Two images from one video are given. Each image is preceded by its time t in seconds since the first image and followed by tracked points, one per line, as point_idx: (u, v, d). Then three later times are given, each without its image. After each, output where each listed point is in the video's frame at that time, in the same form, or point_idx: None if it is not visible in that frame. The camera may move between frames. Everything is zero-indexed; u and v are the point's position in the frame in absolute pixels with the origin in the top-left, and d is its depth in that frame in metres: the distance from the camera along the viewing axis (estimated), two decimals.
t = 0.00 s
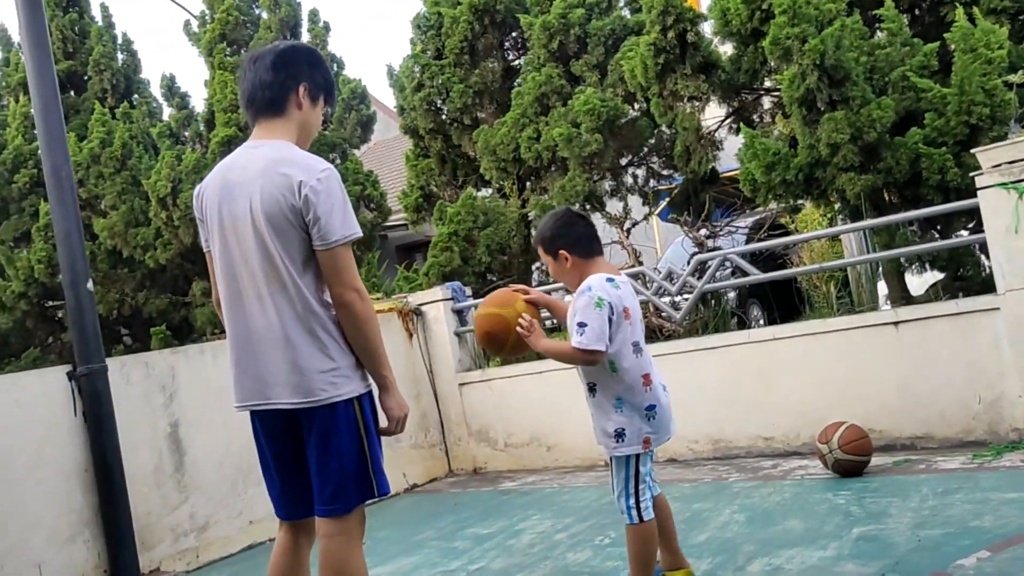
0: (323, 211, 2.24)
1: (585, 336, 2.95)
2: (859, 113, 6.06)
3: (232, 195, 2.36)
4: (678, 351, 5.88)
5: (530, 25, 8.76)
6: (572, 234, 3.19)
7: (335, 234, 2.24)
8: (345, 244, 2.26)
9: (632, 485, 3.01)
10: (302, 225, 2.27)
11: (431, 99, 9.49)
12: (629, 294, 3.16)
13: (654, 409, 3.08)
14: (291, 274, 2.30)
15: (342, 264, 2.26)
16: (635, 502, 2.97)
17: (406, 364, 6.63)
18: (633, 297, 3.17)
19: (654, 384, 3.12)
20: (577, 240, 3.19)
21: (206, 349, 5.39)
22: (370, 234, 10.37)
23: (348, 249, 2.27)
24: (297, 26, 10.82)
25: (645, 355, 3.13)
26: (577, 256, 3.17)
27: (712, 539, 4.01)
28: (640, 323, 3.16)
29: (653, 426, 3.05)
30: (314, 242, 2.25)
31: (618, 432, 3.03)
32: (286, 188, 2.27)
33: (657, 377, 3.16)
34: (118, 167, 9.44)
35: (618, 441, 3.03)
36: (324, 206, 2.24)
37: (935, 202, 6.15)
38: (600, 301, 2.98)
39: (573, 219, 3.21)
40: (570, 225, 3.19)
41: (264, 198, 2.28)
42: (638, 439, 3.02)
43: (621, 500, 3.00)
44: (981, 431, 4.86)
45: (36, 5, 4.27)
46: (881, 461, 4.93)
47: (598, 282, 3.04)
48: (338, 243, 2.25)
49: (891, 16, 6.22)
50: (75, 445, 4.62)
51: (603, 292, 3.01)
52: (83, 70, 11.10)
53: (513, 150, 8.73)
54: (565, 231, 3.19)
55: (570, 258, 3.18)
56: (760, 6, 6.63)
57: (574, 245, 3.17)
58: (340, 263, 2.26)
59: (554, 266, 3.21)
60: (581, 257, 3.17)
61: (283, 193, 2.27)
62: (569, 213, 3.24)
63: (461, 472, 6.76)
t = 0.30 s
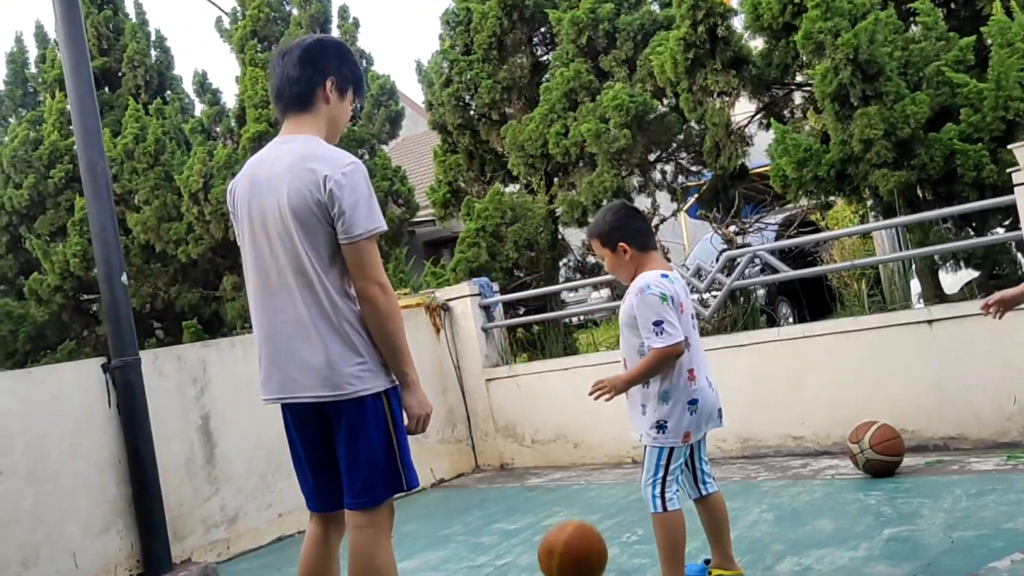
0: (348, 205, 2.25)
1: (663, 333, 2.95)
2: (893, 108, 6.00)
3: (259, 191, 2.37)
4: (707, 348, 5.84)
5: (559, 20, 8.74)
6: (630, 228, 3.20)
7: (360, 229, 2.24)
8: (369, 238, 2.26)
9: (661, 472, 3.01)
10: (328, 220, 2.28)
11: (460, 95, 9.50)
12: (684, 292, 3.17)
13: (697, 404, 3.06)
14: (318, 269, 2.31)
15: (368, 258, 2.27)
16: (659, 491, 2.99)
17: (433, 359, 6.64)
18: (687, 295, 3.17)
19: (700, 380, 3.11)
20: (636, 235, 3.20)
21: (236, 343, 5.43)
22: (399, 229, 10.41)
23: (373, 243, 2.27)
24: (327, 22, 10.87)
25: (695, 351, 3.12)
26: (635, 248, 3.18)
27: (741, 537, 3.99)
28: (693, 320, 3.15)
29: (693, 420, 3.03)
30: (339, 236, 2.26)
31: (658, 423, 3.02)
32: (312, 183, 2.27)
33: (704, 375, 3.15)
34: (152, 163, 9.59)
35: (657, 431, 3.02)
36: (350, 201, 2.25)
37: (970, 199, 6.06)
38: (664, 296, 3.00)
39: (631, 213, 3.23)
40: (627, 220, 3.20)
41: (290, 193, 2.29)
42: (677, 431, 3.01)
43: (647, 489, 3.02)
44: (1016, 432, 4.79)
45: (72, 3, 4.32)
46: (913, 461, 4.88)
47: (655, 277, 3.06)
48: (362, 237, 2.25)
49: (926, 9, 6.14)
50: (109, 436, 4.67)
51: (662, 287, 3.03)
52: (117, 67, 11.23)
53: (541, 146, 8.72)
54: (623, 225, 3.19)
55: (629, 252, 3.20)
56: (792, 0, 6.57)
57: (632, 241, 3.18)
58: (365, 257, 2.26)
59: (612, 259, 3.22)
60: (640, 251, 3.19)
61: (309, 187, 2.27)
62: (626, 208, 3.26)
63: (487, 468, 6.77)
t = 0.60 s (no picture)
0: (376, 208, 2.26)
1: (645, 341, 3.03)
2: (923, 112, 5.95)
3: (288, 192, 2.39)
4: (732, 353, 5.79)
5: (586, 23, 8.74)
6: (661, 230, 3.16)
7: (387, 230, 2.25)
8: (396, 239, 2.27)
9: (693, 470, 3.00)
10: (356, 222, 2.29)
11: (486, 97, 9.52)
12: (704, 296, 3.12)
13: (722, 407, 3.02)
14: (345, 270, 2.32)
15: (395, 260, 2.28)
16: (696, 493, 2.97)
17: (457, 360, 6.64)
18: (708, 299, 3.13)
19: (725, 384, 3.06)
20: (668, 236, 3.16)
21: (263, 343, 5.46)
22: (423, 231, 10.46)
23: (400, 244, 2.28)
24: (354, 25, 10.94)
25: (715, 355, 3.07)
26: (664, 249, 3.15)
27: (766, 543, 3.96)
28: (713, 325, 3.11)
29: (716, 424, 3.00)
30: (367, 238, 2.27)
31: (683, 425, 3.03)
32: (341, 185, 2.29)
33: (731, 378, 3.10)
34: (180, 163, 9.72)
35: (682, 433, 3.03)
36: (378, 202, 2.26)
37: (1001, 204, 5.99)
38: (658, 306, 3.02)
39: (667, 213, 3.18)
40: (661, 222, 3.16)
41: (319, 194, 2.31)
42: (701, 434, 3.00)
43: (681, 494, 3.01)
44: None
45: (104, 5, 4.36)
46: (941, 468, 4.83)
47: (664, 283, 3.05)
48: (390, 239, 2.26)
49: (957, 12, 6.08)
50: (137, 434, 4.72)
51: (663, 295, 3.03)
52: (146, 68, 11.35)
53: (566, 149, 8.72)
54: (655, 227, 3.16)
55: (659, 252, 3.17)
56: (820, 3, 6.52)
57: (662, 243, 3.15)
58: (392, 258, 2.27)
59: (642, 256, 3.21)
60: (671, 253, 3.16)
61: (337, 189, 2.29)
62: (664, 208, 3.21)
63: (510, 470, 6.77)
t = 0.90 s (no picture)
0: (393, 227, 2.26)
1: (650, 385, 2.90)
2: (942, 133, 5.93)
3: (304, 212, 2.40)
4: (749, 375, 5.72)
5: (604, 44, 8.77)
6: (664, 273, 3.04)
7: (405, 248, 2.25)
8: (414, 258, 2.28)
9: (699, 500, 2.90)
10: (372, 241, 2.29)
11: (504, 118, 9.57)
12: (697, 334, 3.03)
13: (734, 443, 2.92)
14: (361, 290, 2.32)
15: (412, 278, 2.28)
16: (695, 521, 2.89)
17: (473, 380, 6.62)
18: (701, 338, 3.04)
19: (735, 419, 2.96)
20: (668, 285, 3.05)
21: (280, 362, 5.47)
22: (440, 250, 10.50)
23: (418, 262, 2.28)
24: (374, 46, 11.03)
25: (719, 391, 2.97)
26: (659, 296, 3.04)
27: (784, 569, 3.92)
28: (711, 362, 3.02)
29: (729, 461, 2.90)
30: (383, 256, 2.27)
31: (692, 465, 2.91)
32: (356, 204, 2.29)
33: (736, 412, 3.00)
34: (200, 182, 9.84)
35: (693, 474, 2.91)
36: (394, 223, 2.26)
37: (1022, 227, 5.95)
38: (656, 348, 2.91)
39: (670, 256, 3.07)
40: (667, 269, 3.04)
41: (335, 214, 2.31)
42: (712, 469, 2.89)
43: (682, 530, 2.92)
44: None
45: (128, 23, 4.38)
46: (962, 494, 4.76)
47: (656, 322, 2.97)
48: (408, 257, 2.26)
49: (977, 34, 6.06)
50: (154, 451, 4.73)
51: (660, 336, 2.93)
52: (169, 88, 11.48)
53: (584, 169, 8.74)
54: (659, 270, 3.04)
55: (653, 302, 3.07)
56: (839, 25, 6.51)
57: (659, 289, 3.03)
58: (410, 277, 2.27)
59: (636, 300, 3.09)
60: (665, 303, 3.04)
61: (353, 209, 2.29)
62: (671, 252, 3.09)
63: (525, 491, 6.73)
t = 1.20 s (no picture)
0: (424, 259, 2.30)
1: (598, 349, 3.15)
2: (966, 171, 5.93)
3: (332, 236, 2.41)
4: (770, 411, 5.65)
5: (626, 79, 8.83)
6: (642, 263, 3.24)
7: (432, 276, 2.29)
8: (439, 287, 2.31)
9: (668, 494, 3.11)
10: (401, 270, 2.32)
11: (526, 151, 9.64)
12: (658, 322, 3.23)
13: (693, 423, 3.09)
14: (384, 317, 2.33)
15: (437, 307, 2.31)
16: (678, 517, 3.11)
17: (491, 412, 6.59)
18: (663, 326, 3.24)
19: (692, 401, 3.13)
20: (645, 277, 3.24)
21: (300, 390, 5.49)
22: (461, 281, 10.57)
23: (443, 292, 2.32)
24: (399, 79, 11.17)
25: (674, 374, 3.17)
26: (635, 287, 3.23)
27: None
28: (669, 349, 3.22)
29: (683, 439, 3.08)
30: (413, 284, 2.30)
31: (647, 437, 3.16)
32: (389, 234, 2.32)
33: (698, 395, 3.18)
34: (226, 211, 9.97)
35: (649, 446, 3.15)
36: (423, 253, 2.30)
37: None
38: (604, 320, 3.15)
39: (657, 254, 3.25)
40: (644, 258, 3.24)
41: (366, 240, 2.33)
42: (665, 441, 3.11)
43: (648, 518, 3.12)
44: None
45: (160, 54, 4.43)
46: (987, 537, 4.70)
47: (617, 302, 3.18)
48: (434, 286, 2.30)
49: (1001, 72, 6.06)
50: (175, 478, 4.74)
51: (615, 313, 3.15)
52: (198, 119, 11.66)
53: (605, 203, 8.79)
54: (638, 257, 3.23)
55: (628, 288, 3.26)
56: (862, 62, 6.54)
57: (636, 277, 3.23)
58: (433, 305, 2.31)
59: (612, 282, 3.29)
60: (642, 290, 3.23)
61: (385, 238, 2.32)
62: (657, 247, 3.27)
63: (543, 524, 6.69)
